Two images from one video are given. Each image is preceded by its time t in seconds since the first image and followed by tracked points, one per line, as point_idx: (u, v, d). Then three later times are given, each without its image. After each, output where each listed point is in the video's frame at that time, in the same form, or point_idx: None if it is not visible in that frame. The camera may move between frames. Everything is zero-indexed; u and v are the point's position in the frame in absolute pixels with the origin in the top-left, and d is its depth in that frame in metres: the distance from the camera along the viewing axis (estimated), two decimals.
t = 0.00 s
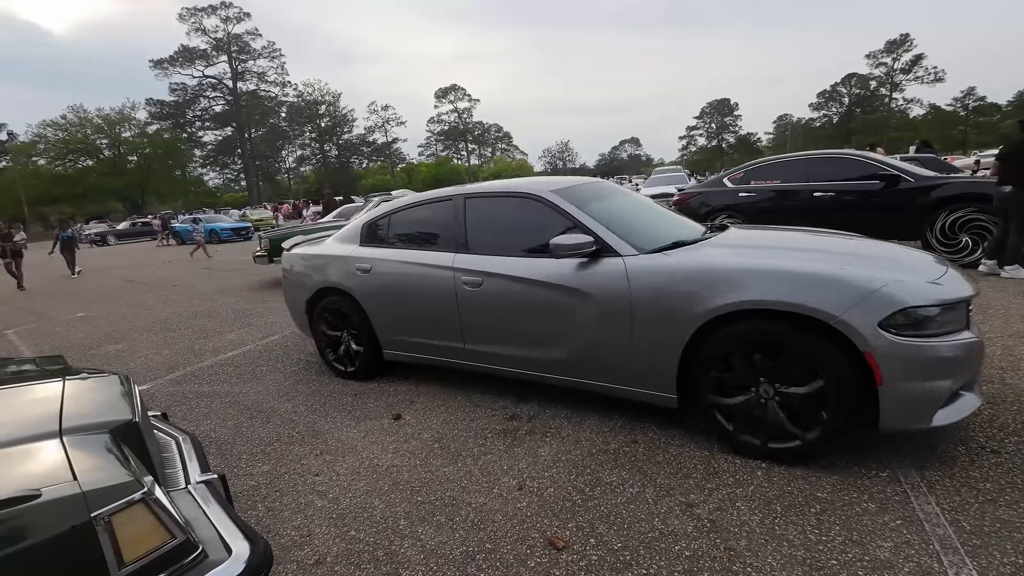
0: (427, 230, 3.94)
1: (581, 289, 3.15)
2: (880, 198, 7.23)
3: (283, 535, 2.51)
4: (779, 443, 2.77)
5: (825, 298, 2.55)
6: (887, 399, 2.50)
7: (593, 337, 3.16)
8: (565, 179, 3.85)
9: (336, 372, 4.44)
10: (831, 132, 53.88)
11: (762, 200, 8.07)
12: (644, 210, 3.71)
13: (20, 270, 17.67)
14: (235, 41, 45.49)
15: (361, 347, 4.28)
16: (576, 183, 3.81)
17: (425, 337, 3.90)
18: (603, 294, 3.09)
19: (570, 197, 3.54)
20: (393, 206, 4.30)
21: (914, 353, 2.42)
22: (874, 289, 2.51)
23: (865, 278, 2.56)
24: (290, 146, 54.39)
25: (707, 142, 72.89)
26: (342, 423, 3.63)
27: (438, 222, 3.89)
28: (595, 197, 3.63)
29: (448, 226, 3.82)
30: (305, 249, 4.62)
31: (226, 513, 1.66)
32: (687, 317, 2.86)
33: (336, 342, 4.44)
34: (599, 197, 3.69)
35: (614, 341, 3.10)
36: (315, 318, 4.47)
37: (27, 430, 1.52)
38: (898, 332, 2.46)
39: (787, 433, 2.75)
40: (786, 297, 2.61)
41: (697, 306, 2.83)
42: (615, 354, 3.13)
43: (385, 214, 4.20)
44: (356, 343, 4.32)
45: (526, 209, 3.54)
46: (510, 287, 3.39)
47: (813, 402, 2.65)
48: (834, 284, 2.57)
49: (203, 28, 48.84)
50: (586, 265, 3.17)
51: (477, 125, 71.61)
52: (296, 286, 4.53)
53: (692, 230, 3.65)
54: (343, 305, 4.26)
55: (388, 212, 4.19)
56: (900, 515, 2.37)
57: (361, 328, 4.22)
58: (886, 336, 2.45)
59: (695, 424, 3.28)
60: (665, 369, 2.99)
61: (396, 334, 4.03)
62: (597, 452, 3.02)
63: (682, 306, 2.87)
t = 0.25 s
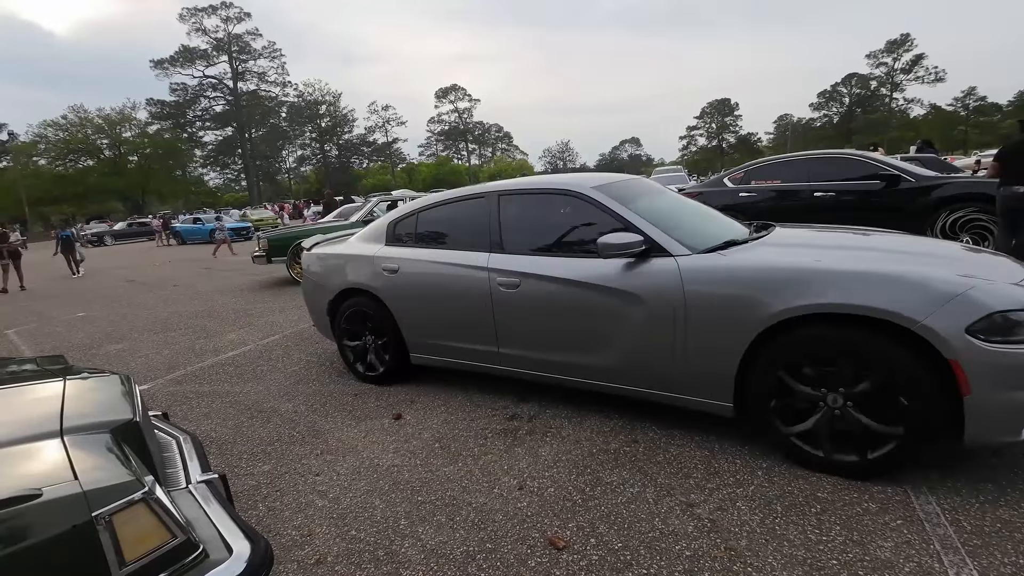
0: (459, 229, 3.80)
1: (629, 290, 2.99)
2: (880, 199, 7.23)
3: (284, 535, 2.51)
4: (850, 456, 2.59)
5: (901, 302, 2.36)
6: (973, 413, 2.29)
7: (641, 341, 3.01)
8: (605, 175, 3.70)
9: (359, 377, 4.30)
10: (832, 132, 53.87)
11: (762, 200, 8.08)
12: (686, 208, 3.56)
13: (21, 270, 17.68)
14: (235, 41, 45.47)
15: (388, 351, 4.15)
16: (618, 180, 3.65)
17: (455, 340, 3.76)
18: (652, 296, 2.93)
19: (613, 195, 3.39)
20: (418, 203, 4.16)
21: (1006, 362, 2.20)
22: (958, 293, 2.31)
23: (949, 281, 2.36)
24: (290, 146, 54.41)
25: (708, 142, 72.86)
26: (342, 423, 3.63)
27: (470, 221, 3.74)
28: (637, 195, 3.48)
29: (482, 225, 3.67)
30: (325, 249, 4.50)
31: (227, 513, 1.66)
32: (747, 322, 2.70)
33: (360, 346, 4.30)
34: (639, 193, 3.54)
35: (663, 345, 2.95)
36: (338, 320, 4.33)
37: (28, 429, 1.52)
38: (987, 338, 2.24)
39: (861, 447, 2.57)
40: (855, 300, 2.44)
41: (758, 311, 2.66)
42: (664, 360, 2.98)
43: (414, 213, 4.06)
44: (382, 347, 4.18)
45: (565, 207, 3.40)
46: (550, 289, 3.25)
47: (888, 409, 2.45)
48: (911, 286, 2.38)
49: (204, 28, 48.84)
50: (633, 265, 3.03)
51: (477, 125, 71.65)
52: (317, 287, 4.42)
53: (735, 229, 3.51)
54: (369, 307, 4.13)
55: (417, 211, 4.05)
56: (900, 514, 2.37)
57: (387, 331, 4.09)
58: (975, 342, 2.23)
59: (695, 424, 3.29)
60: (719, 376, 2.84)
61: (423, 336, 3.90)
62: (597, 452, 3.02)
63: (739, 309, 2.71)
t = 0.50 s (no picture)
0: (493, 228, 3.64)
1: (683, 293, 2.83)
2: (880, 199, 7.23)
3: (284, 535, 2.51)
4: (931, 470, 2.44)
5: (994, 306, 2.17)
6: None
7: (695, 345, 2.85)
8: (650, 171, 3.53)
9: (384, 382, 4.17)
10: (832, 132, 53.85)
11: (762, 200, 8.09)
12: (735, 205, 3.39)
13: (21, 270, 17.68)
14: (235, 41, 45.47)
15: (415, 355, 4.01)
16: (664, 176, 3.49)
17: (490, 345, 3.62)
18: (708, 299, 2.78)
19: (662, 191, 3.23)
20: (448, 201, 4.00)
21: None
22: None
23: None
24: (291, 146, 54.42)
25: (708, 142, 72.86)
26: (343, 423, 3.63)
27: (506, 219, 3.58)
28: (685, 191, 3.31)
29: (519, 224, 3.51)
30: (347, 249, 4.38)
31: (227, 513, 1.66)
32: (817, 327, 2.53)
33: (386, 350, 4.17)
34: (686, 190, 3.37)
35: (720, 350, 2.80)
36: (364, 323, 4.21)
37: (29, 429, 1.52)
38: None
39: (942, 461, 2.42)
40: (938, 303, 2.26)
41: (830, 316, 2.49)
42: (722, 367, 2.82)
43: (446, 211, 3.89)
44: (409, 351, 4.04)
45: (610, 204, 3.23)
46: (596, 292, 3.09)
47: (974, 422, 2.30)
48: (1004, 289, 2.19)
49: (204, 28, 48.83)
50: (688, 266, 2.86)
51: (477, 125, 71.68)
52: (340, 288, 4.29)
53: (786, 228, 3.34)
54: (396, 311, 3.99)
55: (448, 209, 3.88)
56: (900, 515, 2.37)
57: (415, 336, 3.95)
58: None
59: (695, 424, 3.29)
60: (782, 384, 2.68)
61: (454, 339, 3.77)
62: (597, 452, 3.02)
63: (806, 314, 2.55)
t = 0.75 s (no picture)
0: (531, 225, 3.49)
1: (742, 295, 2.68)
2: (880, 199, 7.24)
3: (284, 535, 2.52)
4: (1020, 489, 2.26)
5: None
6: None
7: (757, 351, 2.69)
8: (699, 167, 3.37)
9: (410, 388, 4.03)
10: (832, 132, 53.84)
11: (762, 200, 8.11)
12: (788, 201, 3.22)
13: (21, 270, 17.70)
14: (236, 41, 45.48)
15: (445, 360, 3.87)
16: (714, 172, 3.33)
17: (532, 351, 3.44)
18: (743, 297, 2.68)
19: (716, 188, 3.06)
20: (480, 199, 3.85)
21: None
22: None
23: None
24: (291, 146, 54.46)
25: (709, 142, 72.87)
26: (343, 423, 3.63)
27: (545, 217, 3.43)
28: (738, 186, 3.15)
29: (560, 222, 3.36)
30: (371, 248, 4.24)
31: (227, 513, 1.66)
32: (895, 333, 2.36)
33: (413, 354, 4.03)
34: (739, 186, 3.21)
35: (784, 356, 2.63)
36: (390, 327, 4.07)
37: (30, 430, 1.52)
38: None
39: None
40: None
41: (910, 321, 2.31)
42: (782, 372, 2.66)
43: (480, 209, 3.74)
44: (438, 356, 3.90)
45: (658, 200, 3.08)
46: (643, 292, 2.94)
47: None
48: None
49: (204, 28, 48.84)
50: (749, 266, 2.70)
51: (477, 125, 71.71)
52: (364, 289, 4.16)
53: (847, 226, 3.16)
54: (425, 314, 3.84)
55: (483, 207, 3.73)
56: (900, 515, 2.37)
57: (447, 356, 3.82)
58: None
59: (695, 424, 3.29)
60: (850, 392, 2.52)
61: (491, 346, 3.60)
62: (598, 452, 3.03)
63: (877, 317, 2.39)
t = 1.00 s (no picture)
0: (574, 223, 3.36)
1: (810, 297, 2.55)
2: (880, 199, 7.24)
3: (284, 535, 2.51)
4: None
5: None
6: None
7: (825, 356, 2.56)
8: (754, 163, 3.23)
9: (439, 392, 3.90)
10: (832, 132, 53.82)
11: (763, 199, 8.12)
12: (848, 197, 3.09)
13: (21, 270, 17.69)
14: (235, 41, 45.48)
15: (478, 363, 3.75)
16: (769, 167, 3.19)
17: (561, 354, 3.35)
18: (762, 298, 2.66)
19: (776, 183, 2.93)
20: (518, 196, 3.72)
21: None
22: None
23: None
24: (291, 146, 54.47)
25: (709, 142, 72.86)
26: (343, 423, 3.63)
27: (590, 215, 3.30)
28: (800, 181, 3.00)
29: (604, 220, 3.23)
30: (400, 247, 4.12)
31: (227, 513, 1.66)
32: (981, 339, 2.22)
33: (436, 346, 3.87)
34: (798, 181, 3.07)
35: (855, 362, 2.50)
36: (418, 328, 3.93)
37: (29, 430, 1.52)
38: None
39: None
40: None
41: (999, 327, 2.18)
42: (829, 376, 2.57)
43: (520, 206, 3.60)
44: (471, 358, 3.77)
45: (714, 196, 2.94)
46: (700, 293, 2.80)
47: None
48: None
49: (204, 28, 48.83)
50: (818, 267, 2.57)
51: (477, 125, 71.73)
52: (391, 289, 4.03)
53: (913, 225, 3.02)
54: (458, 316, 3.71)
55: (523, 204, 3.59)
56: (901, 516, 2.36)
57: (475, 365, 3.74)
58: None
59: (695, 425, 3.29)
60: (925, 402, 2.39)
61: (523, 348, 3.50)
62: (598, 452, 3.02)
63: (960, 322, 2.26)
